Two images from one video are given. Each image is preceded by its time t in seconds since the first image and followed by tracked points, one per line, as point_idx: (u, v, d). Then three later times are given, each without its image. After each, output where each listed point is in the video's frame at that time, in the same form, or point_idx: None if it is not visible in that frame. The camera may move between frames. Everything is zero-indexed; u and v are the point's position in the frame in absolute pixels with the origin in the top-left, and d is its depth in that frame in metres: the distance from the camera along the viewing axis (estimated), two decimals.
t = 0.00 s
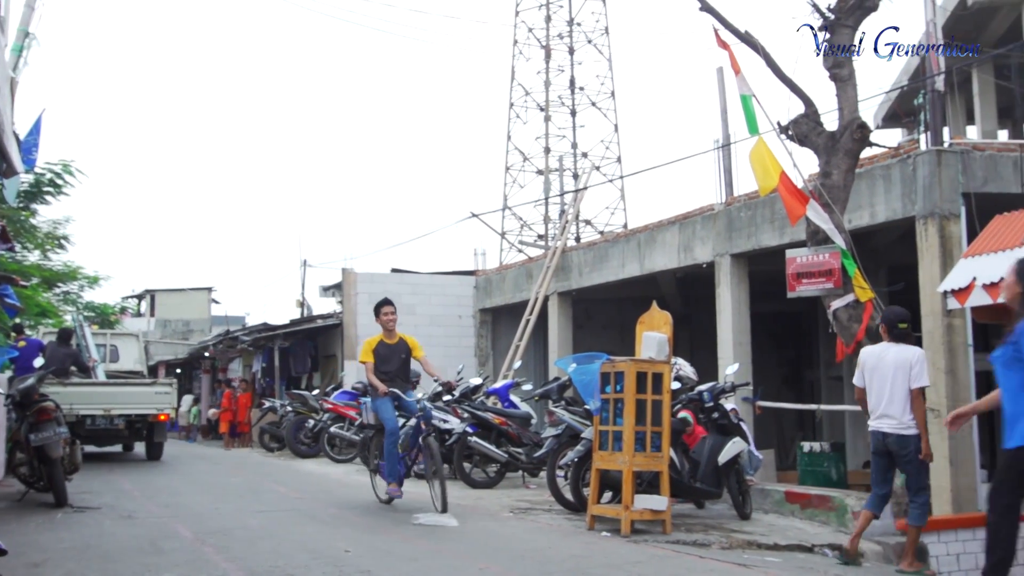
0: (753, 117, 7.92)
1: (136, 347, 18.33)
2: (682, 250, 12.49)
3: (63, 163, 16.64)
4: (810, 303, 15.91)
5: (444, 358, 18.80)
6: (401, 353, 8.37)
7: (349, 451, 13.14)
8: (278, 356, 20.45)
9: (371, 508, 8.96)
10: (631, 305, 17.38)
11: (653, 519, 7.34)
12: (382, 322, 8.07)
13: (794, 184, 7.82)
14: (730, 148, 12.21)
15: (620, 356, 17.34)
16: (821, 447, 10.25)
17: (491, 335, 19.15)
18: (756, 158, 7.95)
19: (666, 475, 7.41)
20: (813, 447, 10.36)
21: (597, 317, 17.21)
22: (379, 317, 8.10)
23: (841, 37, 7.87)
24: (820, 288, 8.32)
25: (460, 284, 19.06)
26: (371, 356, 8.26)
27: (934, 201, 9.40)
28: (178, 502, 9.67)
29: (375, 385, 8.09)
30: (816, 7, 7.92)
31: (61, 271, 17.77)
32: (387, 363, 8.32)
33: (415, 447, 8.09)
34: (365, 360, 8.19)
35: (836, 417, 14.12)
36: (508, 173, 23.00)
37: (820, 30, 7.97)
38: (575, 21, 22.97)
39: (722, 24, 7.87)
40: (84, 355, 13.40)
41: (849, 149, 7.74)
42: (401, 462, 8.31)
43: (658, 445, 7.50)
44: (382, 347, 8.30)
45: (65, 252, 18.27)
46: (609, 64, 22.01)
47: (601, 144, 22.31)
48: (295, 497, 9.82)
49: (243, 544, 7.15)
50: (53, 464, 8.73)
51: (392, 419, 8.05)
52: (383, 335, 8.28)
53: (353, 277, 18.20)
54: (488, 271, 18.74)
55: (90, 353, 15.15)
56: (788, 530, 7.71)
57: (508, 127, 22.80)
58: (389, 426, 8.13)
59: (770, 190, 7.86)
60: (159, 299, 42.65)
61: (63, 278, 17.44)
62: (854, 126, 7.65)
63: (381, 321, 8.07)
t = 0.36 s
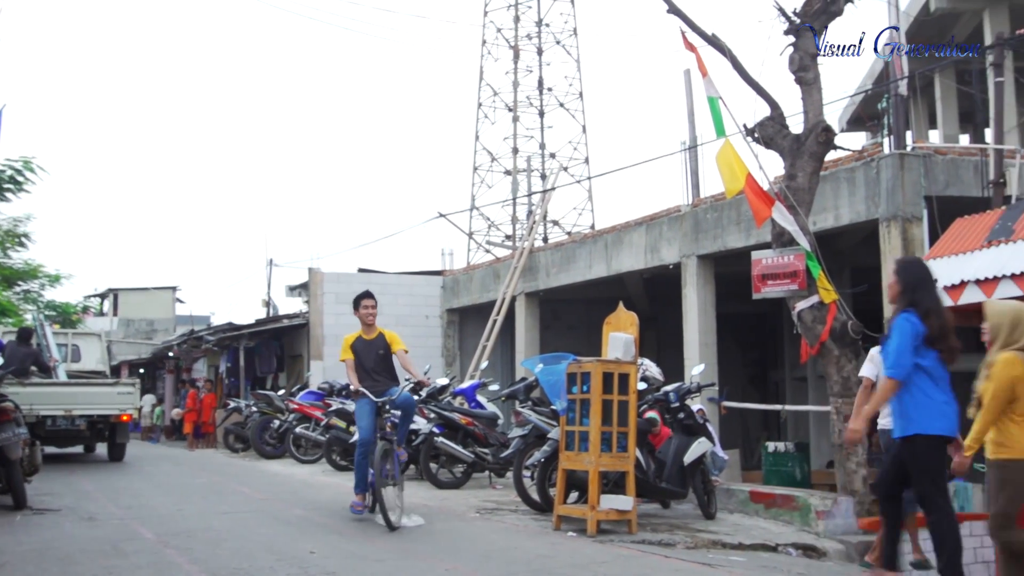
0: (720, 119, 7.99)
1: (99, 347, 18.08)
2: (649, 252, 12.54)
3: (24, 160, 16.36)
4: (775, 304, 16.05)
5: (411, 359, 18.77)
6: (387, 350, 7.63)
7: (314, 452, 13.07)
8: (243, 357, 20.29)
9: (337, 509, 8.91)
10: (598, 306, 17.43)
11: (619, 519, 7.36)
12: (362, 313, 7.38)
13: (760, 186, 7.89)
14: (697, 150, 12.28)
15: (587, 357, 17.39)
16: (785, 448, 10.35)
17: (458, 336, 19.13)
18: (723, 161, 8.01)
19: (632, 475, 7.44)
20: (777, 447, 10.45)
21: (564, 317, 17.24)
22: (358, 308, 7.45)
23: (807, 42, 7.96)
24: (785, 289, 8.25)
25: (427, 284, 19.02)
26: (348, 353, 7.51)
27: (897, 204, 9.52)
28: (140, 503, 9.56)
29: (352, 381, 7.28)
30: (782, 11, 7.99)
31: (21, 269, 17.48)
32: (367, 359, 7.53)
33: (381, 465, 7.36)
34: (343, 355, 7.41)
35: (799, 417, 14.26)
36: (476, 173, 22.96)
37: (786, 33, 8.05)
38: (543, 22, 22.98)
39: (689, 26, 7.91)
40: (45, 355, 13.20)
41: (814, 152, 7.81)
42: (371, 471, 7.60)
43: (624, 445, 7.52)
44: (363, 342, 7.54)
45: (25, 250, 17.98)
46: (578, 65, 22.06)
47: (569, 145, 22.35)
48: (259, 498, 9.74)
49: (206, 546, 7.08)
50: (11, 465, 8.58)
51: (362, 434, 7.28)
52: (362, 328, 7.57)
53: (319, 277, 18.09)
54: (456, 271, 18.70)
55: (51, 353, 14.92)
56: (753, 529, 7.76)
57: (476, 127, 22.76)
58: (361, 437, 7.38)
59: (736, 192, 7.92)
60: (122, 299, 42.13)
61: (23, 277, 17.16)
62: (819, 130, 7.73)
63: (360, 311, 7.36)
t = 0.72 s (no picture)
0: (690, 122, 8.03)
1: (64, 347, 17.86)
2: (619, 253, 12.58)
3: None
4: (744, 306, 16.16)
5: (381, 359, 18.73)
6: (377, 351, 7.24)
7: (283, 453, 12.99)
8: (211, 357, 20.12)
9: (305, 510, 8.87)
10: (568, 307, 17.47)
11: (588, 519, 7.38)
12: (355, 305, 7.10)
13: (729, 188, 7.95)
14: (667, 151, 12.33)
15: (557, 358, 17.42)
16: (753, 448, 10.43)
17: (428, 336, 19.10)
18: (693, 163, 8.06)
19: (600, 475, 7.46)
20: (745, 447, 10.52)
21: (535, 318, 17.26)
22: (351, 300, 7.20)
23: (776, 45, 8.03)
24: (752, 290, 8.35)
25: (397, 284, 18.97)
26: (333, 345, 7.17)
27: (864, 206, 9.62)
28: (104, 505, 9.44)
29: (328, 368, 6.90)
30: (751, 14, 8.05)
31: None
32: (353, 354, 7.14)
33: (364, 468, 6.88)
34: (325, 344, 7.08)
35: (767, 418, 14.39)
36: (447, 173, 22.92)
37: (755, 36, 8.11)
38: (514, 22, 22.97)
39: (660, 28, 7.95)
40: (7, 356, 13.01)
41: (782, 154, 7.87)
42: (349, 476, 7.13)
43: (593, 445, 7.55)
44: (350, 336, 7.20)
45: None
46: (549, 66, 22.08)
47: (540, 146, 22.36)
48: (226, 499, 9.67)
49: (171, 548, 7.01)
50: None
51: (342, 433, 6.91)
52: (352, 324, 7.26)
53: (289, 277, 17.98)
54: (426, 272, 18.66)
55: (14, 353, 14.70)
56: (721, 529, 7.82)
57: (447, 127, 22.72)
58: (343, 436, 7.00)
59: (705, 194, 7.97)
60: (88, 298, 41.62)
61: None
62: (787, 132, 7.80)
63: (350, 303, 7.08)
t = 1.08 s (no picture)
0: (659, 123, 8.08)
1: (27, 347, 17.61)
2: (589, 254, 12.62)
3: None
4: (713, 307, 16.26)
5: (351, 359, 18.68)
6: (372, 349, 6.80)
7: (251, 454, 12.90)
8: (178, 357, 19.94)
9: (274, 511, 8.81)
10: (537, 307, 17.49)
11: (558, 519, 7.39)
12: (352, 299, 6.62)
13: (699, 189, 8.00)
14: (637, 153, 12.38)
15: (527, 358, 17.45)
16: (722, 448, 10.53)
17: (398, 337, 19.06)
18: (663, 165, 8.10)
19: (570, 475, 7.47)
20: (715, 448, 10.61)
21: (504, 319, 17.27)
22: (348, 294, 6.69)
23: (746, 48, 8.09)
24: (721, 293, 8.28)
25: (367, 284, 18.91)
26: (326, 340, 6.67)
27: (832, 208, 9.71)
28: (69, 507, 9.32)
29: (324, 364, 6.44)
30: (721, 17, 8.11)
31: None
32: (348, 352, 6.70)
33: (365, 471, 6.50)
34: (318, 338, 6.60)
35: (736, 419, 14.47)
36: (417, 173, 22.89)
37: (725, 39, 8.17)
38: (485, 23, 22.99)
39: (631, 30, 7.98)
40: None
41: (751, 156, 7.93)
42: (346, 483, 6.68)
43: (562, 446, 7.55)
44: (345, 332, 6.74)
45: None
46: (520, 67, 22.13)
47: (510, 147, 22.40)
48: (193, 500, 9.59)
49: (136, 550, 6.92)
50: None
51: (339, 434, 6.50)
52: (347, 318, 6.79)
53: (257, 277, 17.87)
54: (396, 272, 18.60)
55: None
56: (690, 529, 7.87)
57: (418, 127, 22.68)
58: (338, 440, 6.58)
59: (674, 195, 8.02)
60: (53, 297, 41.07)
61: None
62: (757, 135, 7.86)
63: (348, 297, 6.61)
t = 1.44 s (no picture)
0: (637, 124, 8.11)
1: None
2: (566, 253, 12.64)
3: None
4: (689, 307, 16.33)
5: (328, 358, 18.63)
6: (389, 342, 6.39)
7: (227, 454, 12.84)
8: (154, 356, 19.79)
9: (250, 511, 8.77)
10: (515, 307, 17.51)
11: (535, 518, 7.39)
12: (379, 292, 6.12)
13: (675, 189, 8.03)
14: (615, 153, 12.42)
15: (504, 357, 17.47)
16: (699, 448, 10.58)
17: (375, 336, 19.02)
18: (640, 165, 8.13)
19: (547, 475, 7.48)
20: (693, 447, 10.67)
21: (482, 318, 17.27)
22: (375, 286, 6.14)
23: (723, 49, 8.12)
24: (697, 293, 8.42)
25: (345, 283, 18.85)
26: (346, 330, 6.16)
27: (808, 209, 9.77)
28: (41, 508, 9.24)
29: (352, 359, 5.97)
30: (699, 18, 8.14)
31: None
32: (369, 345, 6.23)
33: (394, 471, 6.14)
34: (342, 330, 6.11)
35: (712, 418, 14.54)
36: (395, 172, 22.84)
37: (703, 40, 8.20)
38: (464, 22, 22.98)
39: (609, 30, 8.01)
40: None
41: (729, 157, 7.98)
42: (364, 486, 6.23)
43: (539, 445, 7.56)
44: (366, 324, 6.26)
45: None
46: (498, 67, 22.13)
47: (488, 146, 22.41)
48: (169, 500, 9.53)
49: (110, 551, 6.87)
50: None
51: (365, 437, 5.99)
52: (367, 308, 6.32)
53: (234, 276, 17.78)
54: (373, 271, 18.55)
55: None
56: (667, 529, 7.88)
57: (396, 126, 22.63)
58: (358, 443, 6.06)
59: (651, 196, 8.05)
60: (26, 296, 40.64)
61: None
62: (734, 136, 7.90)
63: (376, 288, 6.13)
